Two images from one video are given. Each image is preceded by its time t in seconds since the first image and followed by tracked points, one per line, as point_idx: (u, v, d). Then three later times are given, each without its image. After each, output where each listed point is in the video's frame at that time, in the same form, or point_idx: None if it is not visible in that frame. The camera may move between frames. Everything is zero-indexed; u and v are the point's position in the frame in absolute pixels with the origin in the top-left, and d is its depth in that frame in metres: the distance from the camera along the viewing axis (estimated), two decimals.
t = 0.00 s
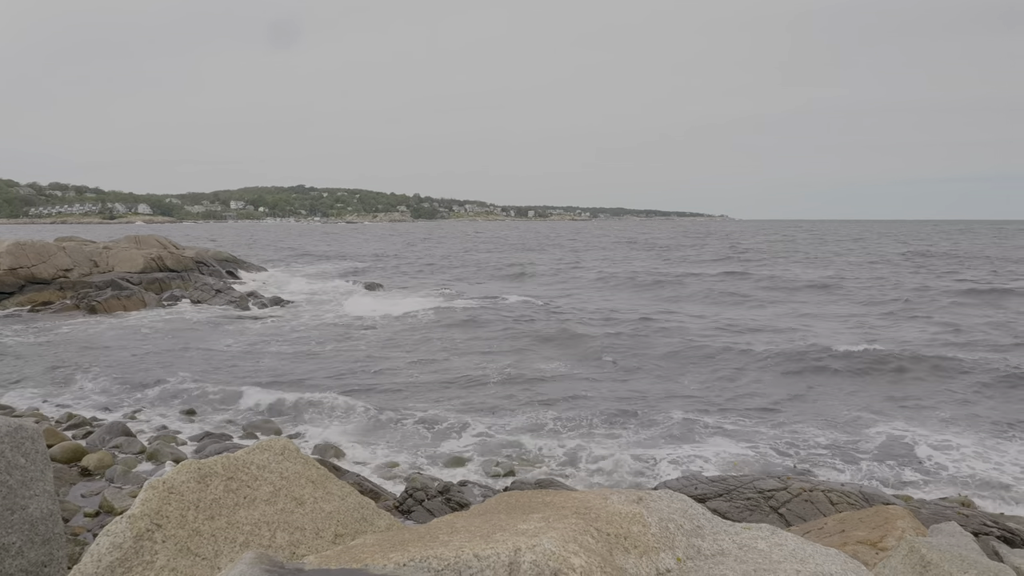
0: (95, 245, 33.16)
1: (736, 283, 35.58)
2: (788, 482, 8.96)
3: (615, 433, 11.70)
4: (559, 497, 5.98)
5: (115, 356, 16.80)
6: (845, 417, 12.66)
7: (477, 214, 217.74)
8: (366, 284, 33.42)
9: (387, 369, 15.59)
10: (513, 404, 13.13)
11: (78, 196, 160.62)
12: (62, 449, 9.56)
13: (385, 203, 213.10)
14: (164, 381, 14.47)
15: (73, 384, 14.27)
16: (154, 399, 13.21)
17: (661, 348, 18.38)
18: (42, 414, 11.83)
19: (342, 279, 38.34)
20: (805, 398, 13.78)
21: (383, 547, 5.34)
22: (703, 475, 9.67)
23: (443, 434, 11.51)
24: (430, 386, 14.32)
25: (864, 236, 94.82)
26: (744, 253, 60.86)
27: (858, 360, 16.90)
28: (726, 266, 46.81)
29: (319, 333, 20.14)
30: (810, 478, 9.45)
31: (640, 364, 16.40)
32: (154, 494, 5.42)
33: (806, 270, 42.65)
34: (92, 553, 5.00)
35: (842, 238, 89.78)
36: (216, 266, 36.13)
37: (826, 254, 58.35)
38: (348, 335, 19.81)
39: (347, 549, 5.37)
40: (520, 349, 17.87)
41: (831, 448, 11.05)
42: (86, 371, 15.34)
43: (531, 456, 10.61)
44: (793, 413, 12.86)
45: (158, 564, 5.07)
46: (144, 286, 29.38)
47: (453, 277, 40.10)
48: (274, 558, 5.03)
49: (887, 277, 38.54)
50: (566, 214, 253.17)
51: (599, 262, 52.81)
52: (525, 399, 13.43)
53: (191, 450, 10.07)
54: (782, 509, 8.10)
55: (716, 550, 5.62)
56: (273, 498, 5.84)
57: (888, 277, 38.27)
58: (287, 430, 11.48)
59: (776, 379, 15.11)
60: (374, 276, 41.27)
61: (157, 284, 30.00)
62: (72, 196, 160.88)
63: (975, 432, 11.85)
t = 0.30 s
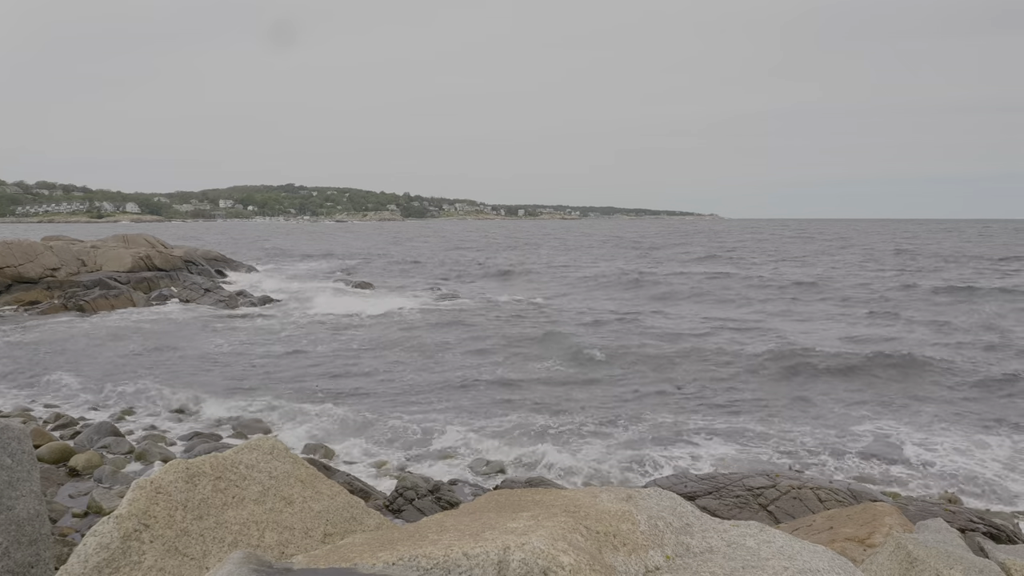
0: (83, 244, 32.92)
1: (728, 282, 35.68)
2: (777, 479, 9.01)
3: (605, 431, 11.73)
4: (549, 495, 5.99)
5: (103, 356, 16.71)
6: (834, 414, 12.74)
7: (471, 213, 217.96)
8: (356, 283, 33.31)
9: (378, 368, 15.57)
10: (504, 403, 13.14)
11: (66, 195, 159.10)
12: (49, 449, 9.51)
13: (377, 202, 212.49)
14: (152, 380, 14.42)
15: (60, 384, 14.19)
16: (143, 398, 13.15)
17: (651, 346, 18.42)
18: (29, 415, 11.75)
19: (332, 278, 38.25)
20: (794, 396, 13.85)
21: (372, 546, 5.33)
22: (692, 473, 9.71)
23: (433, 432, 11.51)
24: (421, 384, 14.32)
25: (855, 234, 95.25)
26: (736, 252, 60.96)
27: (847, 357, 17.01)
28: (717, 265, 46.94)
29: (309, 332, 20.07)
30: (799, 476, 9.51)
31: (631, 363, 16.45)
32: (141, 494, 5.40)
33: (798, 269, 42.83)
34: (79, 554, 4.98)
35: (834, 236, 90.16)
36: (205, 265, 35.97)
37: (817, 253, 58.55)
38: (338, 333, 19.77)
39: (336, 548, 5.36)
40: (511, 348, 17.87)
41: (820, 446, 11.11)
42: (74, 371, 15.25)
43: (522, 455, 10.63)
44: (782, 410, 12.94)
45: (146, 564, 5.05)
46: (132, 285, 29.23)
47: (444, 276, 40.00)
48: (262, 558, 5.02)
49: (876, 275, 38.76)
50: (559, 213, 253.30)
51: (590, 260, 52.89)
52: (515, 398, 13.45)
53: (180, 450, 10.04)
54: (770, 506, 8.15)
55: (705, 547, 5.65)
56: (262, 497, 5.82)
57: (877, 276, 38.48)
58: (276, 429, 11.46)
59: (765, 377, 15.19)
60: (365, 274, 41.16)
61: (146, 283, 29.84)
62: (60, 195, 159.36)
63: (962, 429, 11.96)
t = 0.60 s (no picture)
0: (70, 242, 32.70)
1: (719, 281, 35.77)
2: (767, 478, 9.04)
3: (596, 431, 11.73)
4: (539, 495, 5.99)
5: (91, 355, 16.61)
6: (824, 413, 12.80)
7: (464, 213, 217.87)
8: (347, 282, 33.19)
9: (368, 368, 15.53)
10: (495, 402, 13.12)
11: (55, 193, 157.78)
12: (36, 449, 9.44)
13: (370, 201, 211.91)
14: (141, 380, 14.35)
15: (48, 383, 14.10)
16: (132, 397, 13.09)
17: (643, 345, 18.44)
18: (16, 415, 11.66)
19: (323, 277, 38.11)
20: (785, 395, 13.91)
21: (361, 546, 5.32)
22: (682, 472, 9.73)
23: (424, 432, 11.49)
24: (412, 384, 14.29)
25: (847, 235, 95.80)
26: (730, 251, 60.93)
27: (837, 356, 17.09)
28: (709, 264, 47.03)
29: (299, 331, 19.99)
30: (789, 475, 9.55)
31: (622, 362, 16.47)
32: (128, 494, 5.36)
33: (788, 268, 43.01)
34: (64, 554, 4.95)
35: (826, 236, 90.67)
36: (195, 264, 35.79)
37: (807, 252, 58.84)
38: (328, 333, 19.70)
39: (324, 548, 5.35)
40: (503, 347, 17.84)
41: (809, 445, 11.17)
42: (61, 370, 15.16)
43: (513, 453, 10.64)
44: (773, 409, 13.00)
45: (133, 565, 5.02)
46: (120, 283, 29.07)
47: (435, 275, 39.93)
48: (250, 557, 5.00)
49: (866, 275, 38.92)
50: (551, 212, 252.78)
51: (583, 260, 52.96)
52: (506, 397, 13.44)
53: (169, 450, 9.98)
54: (760, 505, 8.17)
55: (693, 546, 5.66)
56: (251, 497, 5.79)
57: (867, 275, 38.63)
58: (266, 429, 11.41)
59: (756, 376, 15.24)
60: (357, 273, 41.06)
61: (134, 281, 29.68)
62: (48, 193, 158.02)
63: (950, 428, 12.05)
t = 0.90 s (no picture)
0: (58, 241, 32.47)
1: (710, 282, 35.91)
2: (757, 478, 9.07)
3: (587, 431, 11.74)
4: (528, 494, 5.99)
5: (78, 354, 16.50)
6: (814, 412, 12.86)
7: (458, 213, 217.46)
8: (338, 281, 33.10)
9: (359, 367, 15.50)
10: (485, 402, 13.12)
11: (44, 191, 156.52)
12: (23, 450, 9.38)
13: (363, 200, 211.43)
14: (130, 379, 14.27)
15: (35, 383, 13.99)
16: (120, 397, 13.02)
17: (634, 345, 18.48)
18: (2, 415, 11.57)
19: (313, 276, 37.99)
20: (775, 395, 13.96)
21: (350, 546, 5.31)
22: (672, 471, 9.75)
23: (415, 432, 11.47)
24: (402, 383, 14.28)
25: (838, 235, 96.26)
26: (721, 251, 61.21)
27: (827, 356, 17.19)
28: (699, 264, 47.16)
29: (289, 330, 19.92)
30: (778, 474, 9.58)
31: (613, 361, 16.48)
32: (115, 495, 5.32)
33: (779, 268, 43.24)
34: (50, 555, 4.91)
35: (818, 237, 91.17)
36: (184, 263, 35.61)
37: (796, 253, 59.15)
38: (319, 332, 19.65)
39: (313, 549, 5.33)
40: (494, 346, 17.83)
41: (799, 444, 11.22)
42: (48, 370, 15.04)
43: (503, 453, 10.65)
44: (763, 409, 13.04)
45: (120, 566, 5.00)
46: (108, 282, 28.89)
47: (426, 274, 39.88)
48: (237, 558, 4.99)
49: (855, 275, 39.13)
50: (544, 212, 252.94)
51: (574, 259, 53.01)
52: (497, 397, 13.43)
53: (158, 450, 9.94)
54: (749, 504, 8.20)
55: (682, 546, 5.67)
56: (239, 497, 5.77)
57: (856, 275, 38.85)
58: (255, 429, 11.36)
59: (747, 375, 15.28)
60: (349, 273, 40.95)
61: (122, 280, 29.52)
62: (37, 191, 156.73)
63: (938, 427, 12.15)
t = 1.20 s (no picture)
0: (44, 240, 32.26)
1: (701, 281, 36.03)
2: (745, 477, 9.11)
3: (576, 431, 11.75)
4: (516, 494, 6.00)
5: (64, 355, 16.39)
6: (803, 412, 12.92)
7: (451, 212, 217.35)
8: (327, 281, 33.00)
9: (348, 367, 15.47)
10: (476, 402, 13.12)
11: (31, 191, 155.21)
12: (8, 451, 9.32)
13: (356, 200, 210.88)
14: (117, 380, 14.19)
15: (20, 384, 13.89)
16: (107, 398, 12.95)
17: (625, 345, 18.51)
18: None
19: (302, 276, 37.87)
20: (765, 394, 14.03)
21: (337, 546, 5.29)
22: (661, 471, 9.77)
23: (404, 432, 11.47)
24: (392, 383, 14.26)
25: (829, 235, 96.72)
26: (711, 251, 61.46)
27: (815, 355, 17.31)
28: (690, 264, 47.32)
29: (279, 330, 19.86)
30: (767, 473, 9.62)
31: (603, 360, 16.51)
32: (100, 495, 5.29)
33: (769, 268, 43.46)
34: (33, 558, 4.87)
35: (809, 237, 91.53)
36: (172, 262, 35.45)
37: (786, 253, 59.43)
38: (308, 332, 19.60)
39: (299, 549, 5.32)
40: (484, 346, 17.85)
41: (787, 443, 11.28)
42: (33, 371, 14.93)
43: (492, 453, 10.66)
44: (753, 408, 13.11)
45: (105, 567, 4.97)
46: (95, 282, 28.73)
47: (417, 274, 39.83)
48: (223, 558, 4.96)
49: (844, 275, 39.38)
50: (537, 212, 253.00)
51: (565, 259, 53.12)
52: (486, 397, 13.44)
53: (144, 451, 9.88)
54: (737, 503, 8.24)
55: (669, 544, 5.69)
56: (226, 498, 5.74)
57: (845, 276, 39.08)
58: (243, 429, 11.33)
59: (736, 374, 15.35)
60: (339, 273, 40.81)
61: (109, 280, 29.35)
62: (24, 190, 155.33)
63: (925, 426, 12.26)
